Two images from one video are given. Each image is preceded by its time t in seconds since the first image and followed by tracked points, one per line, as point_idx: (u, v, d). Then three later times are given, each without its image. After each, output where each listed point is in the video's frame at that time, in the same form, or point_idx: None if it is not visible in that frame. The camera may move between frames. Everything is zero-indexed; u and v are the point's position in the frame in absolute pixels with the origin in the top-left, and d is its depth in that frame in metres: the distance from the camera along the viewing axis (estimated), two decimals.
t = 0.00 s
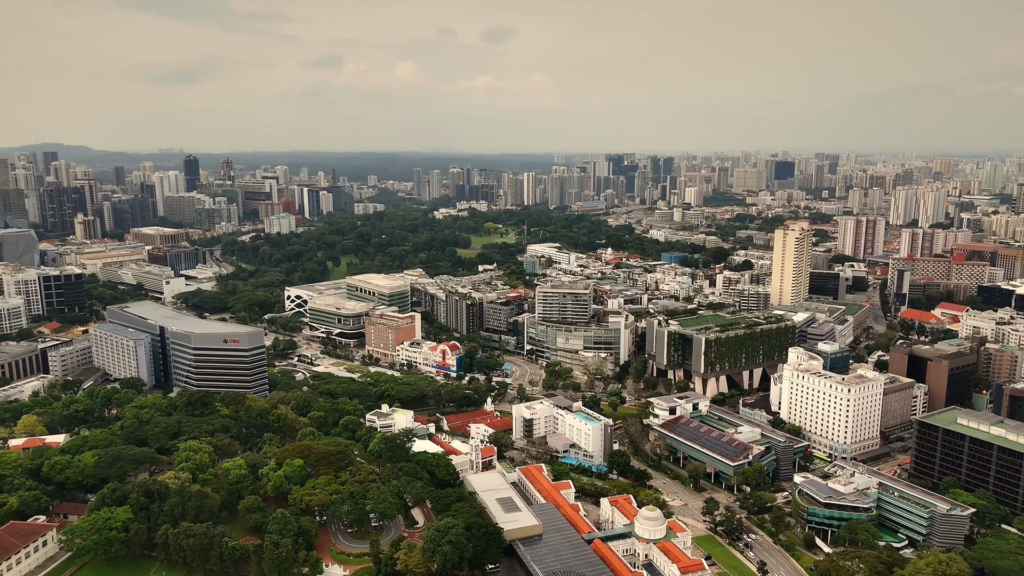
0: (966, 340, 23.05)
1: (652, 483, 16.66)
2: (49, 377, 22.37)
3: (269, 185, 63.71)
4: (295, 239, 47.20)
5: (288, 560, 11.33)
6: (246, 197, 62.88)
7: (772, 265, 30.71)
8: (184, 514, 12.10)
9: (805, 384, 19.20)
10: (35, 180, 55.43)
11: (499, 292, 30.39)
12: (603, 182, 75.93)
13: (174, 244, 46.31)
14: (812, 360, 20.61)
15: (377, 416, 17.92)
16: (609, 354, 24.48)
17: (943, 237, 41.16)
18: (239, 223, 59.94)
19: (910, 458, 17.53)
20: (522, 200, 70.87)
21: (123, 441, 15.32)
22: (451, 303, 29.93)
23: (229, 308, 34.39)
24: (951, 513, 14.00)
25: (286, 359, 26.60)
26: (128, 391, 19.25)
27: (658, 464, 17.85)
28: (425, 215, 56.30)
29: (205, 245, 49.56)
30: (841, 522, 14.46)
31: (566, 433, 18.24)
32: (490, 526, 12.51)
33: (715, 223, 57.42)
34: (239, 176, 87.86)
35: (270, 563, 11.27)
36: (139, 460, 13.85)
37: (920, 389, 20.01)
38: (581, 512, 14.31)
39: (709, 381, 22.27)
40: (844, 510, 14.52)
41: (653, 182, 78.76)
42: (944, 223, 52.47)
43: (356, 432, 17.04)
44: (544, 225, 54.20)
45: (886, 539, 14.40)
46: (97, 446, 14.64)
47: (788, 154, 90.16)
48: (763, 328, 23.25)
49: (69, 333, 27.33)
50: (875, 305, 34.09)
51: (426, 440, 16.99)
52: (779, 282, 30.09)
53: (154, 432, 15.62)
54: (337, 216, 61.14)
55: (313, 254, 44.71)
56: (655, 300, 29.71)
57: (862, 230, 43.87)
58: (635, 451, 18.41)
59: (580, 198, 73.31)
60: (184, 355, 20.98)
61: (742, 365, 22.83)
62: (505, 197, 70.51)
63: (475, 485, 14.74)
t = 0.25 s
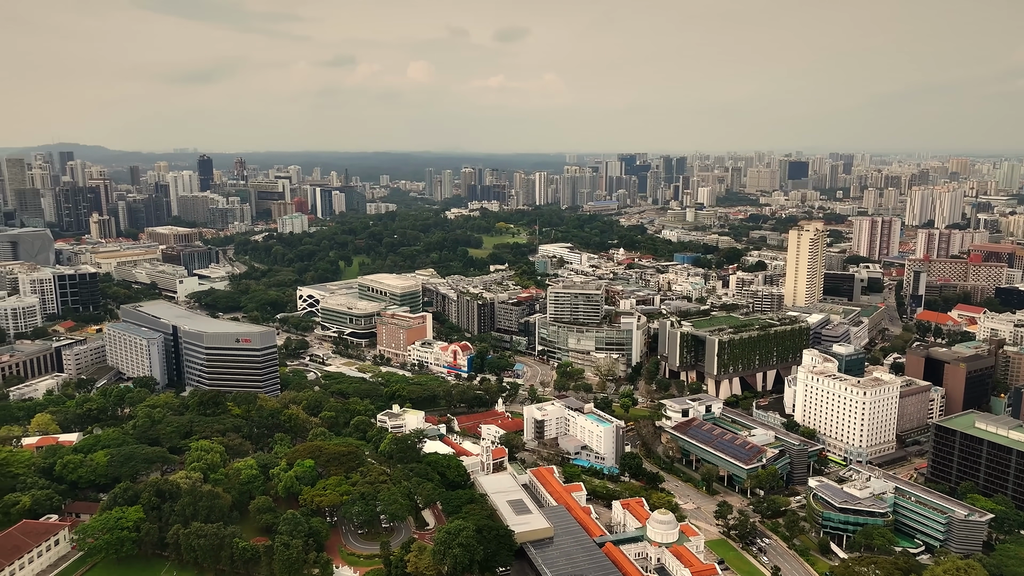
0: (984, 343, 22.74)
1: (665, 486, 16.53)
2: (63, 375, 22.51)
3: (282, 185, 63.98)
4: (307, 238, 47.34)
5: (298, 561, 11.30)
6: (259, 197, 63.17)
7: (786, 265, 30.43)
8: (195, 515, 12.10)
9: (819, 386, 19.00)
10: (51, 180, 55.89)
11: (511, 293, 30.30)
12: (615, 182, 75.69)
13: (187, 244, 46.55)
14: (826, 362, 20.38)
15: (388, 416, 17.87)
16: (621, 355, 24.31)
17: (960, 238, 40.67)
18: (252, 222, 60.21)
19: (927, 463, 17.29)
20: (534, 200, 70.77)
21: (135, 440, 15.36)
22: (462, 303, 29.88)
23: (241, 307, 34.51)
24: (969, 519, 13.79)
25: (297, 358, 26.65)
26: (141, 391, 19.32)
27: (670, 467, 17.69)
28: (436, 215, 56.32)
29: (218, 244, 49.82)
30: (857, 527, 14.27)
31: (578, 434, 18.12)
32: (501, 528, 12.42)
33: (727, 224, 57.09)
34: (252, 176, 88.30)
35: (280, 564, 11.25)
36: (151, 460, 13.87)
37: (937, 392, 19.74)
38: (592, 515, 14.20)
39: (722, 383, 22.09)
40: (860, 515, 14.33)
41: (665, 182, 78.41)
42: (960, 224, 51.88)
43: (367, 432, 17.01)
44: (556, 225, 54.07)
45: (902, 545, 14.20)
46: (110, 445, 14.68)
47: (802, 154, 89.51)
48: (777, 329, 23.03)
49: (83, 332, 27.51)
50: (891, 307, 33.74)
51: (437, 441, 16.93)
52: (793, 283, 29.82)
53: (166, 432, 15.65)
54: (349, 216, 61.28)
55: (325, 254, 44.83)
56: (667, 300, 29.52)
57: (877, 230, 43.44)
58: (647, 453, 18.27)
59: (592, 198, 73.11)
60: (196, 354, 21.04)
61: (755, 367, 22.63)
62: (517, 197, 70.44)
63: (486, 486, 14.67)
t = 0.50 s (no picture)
0: (1002, 345, 22.41)
1: (677, 489, 16.38)
2: (77, 374, 22.65)
3: (294, 184, 64.23)
4: (320, 238, 47.45)
5: (308, 562, 11.26)
6: (272, 196, 63.44)
7: (801, 266, 30.14)
8: (205, 515, 12.08)
9: (834, 389, 18.78)
10: (67, 179, 56.34)
11: (522, 293, 30.20)
12: (627, 182, 75.40)
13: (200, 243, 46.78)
14: (841, 365, 20.15)
15: (400, 417, 17.82)
16: (633, 356, 24.15)
17: (977, 239, 40.15)
18: (265, 222, 60.46)
19: (944, 467, 17.04)
20: (546, 200, 70.65)
21: (147, 439, 15.39)
22: (474, 303, 29.82)
23: (253, 307, 34.62)
24: (987, 525, 13.58)
25: (309, 357, 26.69)
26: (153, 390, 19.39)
27: (683, 469, 17.54)
28: (448, 214, 56.30)
29: (231, 243, 50.04)
30: (873, 532, 14.09)
31: (589, 436, 18.00)
32: (512, 531, 12.33)
33: (741, 224, 56.71)
34: (265, 175, 88.70)
35: (290, 565, 11.21)
36: (163, 459, 13.88)
37: (954, 396, 19.47)
38: (604, 518, 14.09)
39: (736, 385, 21.89)
40: (875, 520, 14.14)
41: (678, 182, 78.02)
42: (978, 224, 51.24)
43: (378, 433, 16.97)
44: (568, 224, 53.91)
45: (919, 550, 13.99)
46: (122, 444, 14.72)
47: (816, 154, 88.79)
48: (791, 331, 22.81)
49: (97, 331, 27.68)
50: (907, 308, 33.36)
51: (448, 442, 16.86)
52: (807, 284, 29.53)
53: (178, 431, 15.66)
54: (361, 215, 61.36)
55: (337, 253, 44.92)
56: (680, 301, 29.33)
57: (893, 231, 42.98)
58: (659, 455, 18.12)
59: (604, 198, 72.89)
60: (208, 353, 21.09)
61: (769, 369, 22.41)
62: (529, 197, 70.31)
63: (497, 488, 14.59)
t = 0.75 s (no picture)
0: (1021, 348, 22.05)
1: (690, 492, 16.22)
2: (91, 372, 22.78)
3: (307, 184, 64.44)
4: (332, 238, 47.53)
5: (318, 563, 11.22)
6: (285, 196, 63.71)
7: (815, 267, 29.84)
8: (216, 515, 12.07)
9: (849, 392, 18.56)
10: (82, 179, 56.79)
11: (534, 293, 30.11)
12: (640, 182, 75.07)
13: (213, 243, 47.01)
14: (857, 367, 19.92)
15: (411, 417, 17.77)
16: (645, 358, 23.98)
17: (995, 240, 39.62)
18: (277, 221, 60.71)
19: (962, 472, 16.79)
20: (558, 200, 70.47)
21: (159, 439, 15.42)
22: (485, 303, 29.76)
23: (266, 306, 34.72)
24: (1005, 531, 13.36)
25: (320, 357, 26.73)
26: (166, 389, 19.45)
27: (696, 472, 17.38)
28: (460, 214, 56.27)
29: (244, 243, 50.26)
30: (889, 538, 13.88)
31: (601, 438, 17.87)
32: (523, 533, 12.23)
33: (754, 224, 56.31)
34: (278, 175, 89.02)
35: (301, 566, 11.18)
36: (175, 458, 13.90)
37: (972, 399, 19.18)
38: (615, 521, 13.96)
39: (749, 387, 21.69)
40: (892, 525, 13.93)
41: (691, 182, 77.61)
42: (995, 225, 50.57)
43: (389, 434, 16.93)
44: (580, 224, 53.73)
45: (936, 557, 13.77)
46: (135, 443, 14.75)
47: (831, 154, 88.04)
48: (806, 333, 22.58)
49: (112, 330, 27.84)
50: (923, 310, 32.97)
51: (459, 443, 16.79)
52: (821, 285, 29.22)
53: (189, 431, 15.68)
54: (374, 215, 61.43)
55: (349, 253, 45.00)
56: (692, 302, 29.13)
57: (908, 231, 42.53)
58: (671, 458, 17.96)
59: (616, 198, 72.62)
60: (221, 352, 21.14)
61: (783, 371, 22.19)
62: (540, 197, 70.15)
63: (508, 490, 14.51)
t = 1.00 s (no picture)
0: None
1: (702, 495, 16.07)
2: (104, 371, 22.89)
3: (319, 184, 64.64)
4: (344, 238, 47.63)
5: (328, 565, 11.18)
6: (298, 196, 63.94)
7: (830, 268, 29.54)
8: (227, 515, 12.06)
9: (865, 395, 18.34)
10: (97, 178, 57.21)
11: (545, 293, 30.01)
12: (652, 181, 74.77)
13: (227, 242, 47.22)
14: (872, 369, 19.67)
15: (421, 418, 17.71)
16: (657, 359, 23.81)
17: (1013, 241, 39.09)
18: (290, 221, 60.91)
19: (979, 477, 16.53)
20: (570, 200, 70.29)
21: (171, 438, 15.44)
22: (496, 303, 29.68)
23: (278, 306, 34.81)
24: None
25: (332, 357, 26.75)
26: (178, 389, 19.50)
27: (708, 475, 17.23)
28: (471, 214, 56.22)
29: (257, 243, 50.44)
30: (905, 543, 13.68)
31: (613, 440, 17.75)
32: (534, 537, 12.14)
33: (767, 225, 55.92)
34: (291, 174, 89.40)
35: (311, 567, 11.13)
36: (186, 458, 13.92)
37: (990, 403, 18.89)
38: (627, 524, 13.84)
39: (763, 389, 21.48)
40: (908, 531, 13.74)
41: (703, 182, 77.20)
42: (1013, 226, 49.93)
43: (400, 435, 16.88)
44: (591, 225, 53.55)
45: (954, 563, 13.55)
46: (146, 443, 14.78)
47: (845, 154, 87.27)
48: (820, 335, 22.34)
49: (125, 329, 27.99)
50: (940, 312, 32.58)
51: (470, 444, 16.72)
52: (836, 286, 28.93)
53: (201, 430, 15.70)
54: (385, 215, 61.49)
55: (361, 253, 45.08)
56: (705, 303, 28.92)
57: (924, 232, 42.07)
58: (684, 460, 17.81)
59: (628, 198, 72.35)
60: (232, 352, 21.18)
61: (797, 373, 21.97)
62: (552, 196, 69.99)
63: (519, 492, 14.42)
